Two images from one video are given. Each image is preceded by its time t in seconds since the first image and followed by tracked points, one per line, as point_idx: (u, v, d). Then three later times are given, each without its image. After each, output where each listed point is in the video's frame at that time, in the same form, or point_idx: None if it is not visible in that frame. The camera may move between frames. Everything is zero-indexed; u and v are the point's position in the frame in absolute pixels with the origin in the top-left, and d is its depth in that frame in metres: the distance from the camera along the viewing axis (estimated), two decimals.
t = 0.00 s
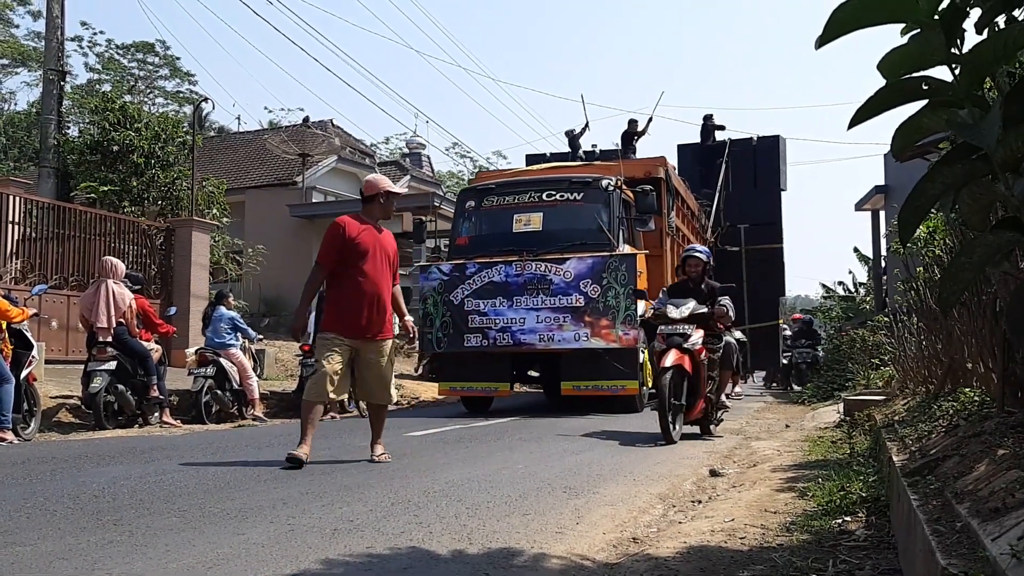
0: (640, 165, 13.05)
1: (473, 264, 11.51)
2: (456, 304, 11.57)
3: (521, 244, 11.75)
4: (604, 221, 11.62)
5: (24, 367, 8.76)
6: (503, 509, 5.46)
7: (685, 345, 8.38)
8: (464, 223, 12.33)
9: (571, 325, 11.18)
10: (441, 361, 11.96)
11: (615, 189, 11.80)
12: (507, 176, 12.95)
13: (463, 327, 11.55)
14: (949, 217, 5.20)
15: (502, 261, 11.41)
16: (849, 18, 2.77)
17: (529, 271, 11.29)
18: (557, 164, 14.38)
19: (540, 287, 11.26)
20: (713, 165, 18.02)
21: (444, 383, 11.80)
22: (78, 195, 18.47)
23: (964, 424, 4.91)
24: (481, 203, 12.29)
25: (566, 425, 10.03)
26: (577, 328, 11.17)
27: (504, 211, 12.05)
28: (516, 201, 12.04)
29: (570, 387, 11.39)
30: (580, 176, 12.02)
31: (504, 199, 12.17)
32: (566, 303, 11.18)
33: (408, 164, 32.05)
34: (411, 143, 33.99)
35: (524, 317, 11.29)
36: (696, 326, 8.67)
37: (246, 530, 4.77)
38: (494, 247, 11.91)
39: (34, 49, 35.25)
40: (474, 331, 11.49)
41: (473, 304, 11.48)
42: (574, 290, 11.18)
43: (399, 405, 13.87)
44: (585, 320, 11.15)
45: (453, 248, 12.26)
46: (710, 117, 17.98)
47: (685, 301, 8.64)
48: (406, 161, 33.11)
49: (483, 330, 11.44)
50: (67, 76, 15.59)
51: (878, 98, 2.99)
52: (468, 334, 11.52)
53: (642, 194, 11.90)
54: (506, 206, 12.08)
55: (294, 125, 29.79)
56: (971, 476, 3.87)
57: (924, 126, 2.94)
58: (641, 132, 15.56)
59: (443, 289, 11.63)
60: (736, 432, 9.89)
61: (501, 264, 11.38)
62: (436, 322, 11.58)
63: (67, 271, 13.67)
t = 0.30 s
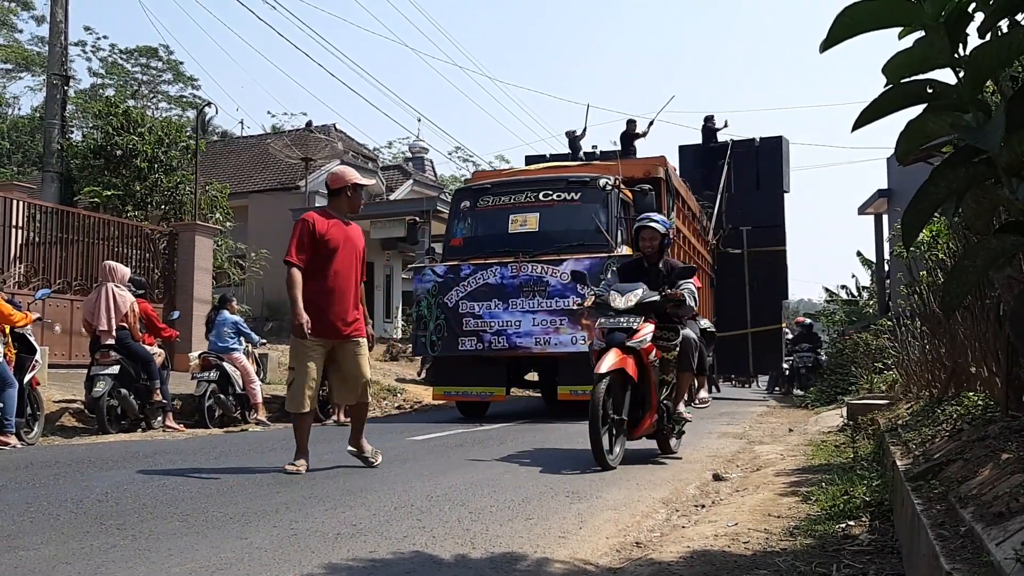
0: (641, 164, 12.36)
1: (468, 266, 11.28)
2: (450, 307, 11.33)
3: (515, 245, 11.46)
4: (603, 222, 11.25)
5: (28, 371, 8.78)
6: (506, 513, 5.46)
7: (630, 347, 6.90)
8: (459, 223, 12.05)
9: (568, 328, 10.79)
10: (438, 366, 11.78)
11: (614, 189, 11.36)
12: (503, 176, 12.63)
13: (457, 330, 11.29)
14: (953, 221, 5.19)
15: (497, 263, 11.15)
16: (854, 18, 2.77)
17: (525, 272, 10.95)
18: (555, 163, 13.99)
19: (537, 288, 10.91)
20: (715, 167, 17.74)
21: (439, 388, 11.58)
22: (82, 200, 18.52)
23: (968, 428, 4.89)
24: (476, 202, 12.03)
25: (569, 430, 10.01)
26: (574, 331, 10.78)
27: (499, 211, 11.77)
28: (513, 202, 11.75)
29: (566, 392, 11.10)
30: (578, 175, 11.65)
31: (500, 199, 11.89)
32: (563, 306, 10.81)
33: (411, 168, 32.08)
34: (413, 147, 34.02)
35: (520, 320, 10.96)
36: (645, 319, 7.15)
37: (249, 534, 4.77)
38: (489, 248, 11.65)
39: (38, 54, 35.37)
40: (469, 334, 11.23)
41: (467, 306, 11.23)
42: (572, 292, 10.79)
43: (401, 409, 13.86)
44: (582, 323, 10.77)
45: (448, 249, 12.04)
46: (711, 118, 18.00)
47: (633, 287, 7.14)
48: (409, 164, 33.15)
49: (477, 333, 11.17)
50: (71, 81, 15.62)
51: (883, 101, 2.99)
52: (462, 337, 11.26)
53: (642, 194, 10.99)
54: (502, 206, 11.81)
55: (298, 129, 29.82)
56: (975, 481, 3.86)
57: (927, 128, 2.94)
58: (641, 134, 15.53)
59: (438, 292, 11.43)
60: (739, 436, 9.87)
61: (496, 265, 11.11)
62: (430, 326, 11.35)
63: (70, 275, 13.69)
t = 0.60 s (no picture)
0: (638, 163, 11.97)
1: (461, 267, 11.25)
2: (445, 309, 11.32)
3: (511, 245, 11.23)
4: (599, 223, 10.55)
5: (29, 376, 8.78)
6: (509, 517, 5.46)
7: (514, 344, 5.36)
8: (453, 224, 11.88)
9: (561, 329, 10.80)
10: (432, 368, 11.62)
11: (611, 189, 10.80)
12: (498, 176, 12.27)
13: (451, 332, 11.28)
14: (954, 227, 5.21)
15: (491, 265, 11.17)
16: (856, 23, 2.77)
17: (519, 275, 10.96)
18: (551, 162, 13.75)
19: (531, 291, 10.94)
20: (715, 167, 17.53)
21: (432, 393, 11.55)
22: (84, 204, 18.54)
23: (971, 432, 4.89)
24: (470, 203, 11.86)
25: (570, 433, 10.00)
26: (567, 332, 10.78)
27: (494, 211, 11.60)
28: (507, 202, 11.56)
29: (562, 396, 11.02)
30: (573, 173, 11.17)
31: (494, 199, 11.71)
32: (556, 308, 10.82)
33: (413, 172, 32.11)
34: (415, 151, 34.03)
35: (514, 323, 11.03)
36: (548, 303, 5.69)
37: (249, 538, 4.78)
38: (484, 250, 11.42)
39: (42, 58, 35.52)
40: (463, 336, 11.22)
41: (461, 308, 11.23)
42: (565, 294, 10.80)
43: (404, 413, 13.86)
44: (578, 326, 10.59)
45: (441, 250, 11.90)
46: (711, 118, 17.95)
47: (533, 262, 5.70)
48: (411, 169, 33.17)
49: (471, 336, 11.15)
50: (73, 85, 15.64)
51: (883, 106, 3.00)
52: (456, 340, 11.26)
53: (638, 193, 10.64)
54: (496, 205, 11.65)
55: (299, 133, 29.85)
56: (978, 485, 3.86)
57: (927, 132, 2.94)
58: (640, 134, 15.52)
59: (431, 294, 11.39)
60: (742, 440, 9.87)
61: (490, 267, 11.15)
62: (423, 328, 11.34)
63: (72, 279, 13.71)
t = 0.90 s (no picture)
0: (637, 162, 11.88)
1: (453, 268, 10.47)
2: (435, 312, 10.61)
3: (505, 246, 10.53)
4: (596, 222, 10.48)
5: (31, 379, 8.78)
6: (510, 520, 5.46)
7: (228, 324, 3.29)
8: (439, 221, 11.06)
9: (560, 333, 10.20)
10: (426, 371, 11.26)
11: (607, 186, 10.62)
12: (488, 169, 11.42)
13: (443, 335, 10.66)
14: (955, 229, 5.22)
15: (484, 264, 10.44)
16: (854, 27, 2.78)
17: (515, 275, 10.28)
18: (552, 159, 13.66)
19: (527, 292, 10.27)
20: (715, 167, 17.48)
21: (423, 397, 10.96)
22: (85, 206, 18.54)
23: (972, 435, 4.89)
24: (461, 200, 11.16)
25: (571, 437, 9.99)
26: (566, 335, 10.20)
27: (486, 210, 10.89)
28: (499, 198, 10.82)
29: (559, 400, 10.52)
30: (570, 171, 10.74)
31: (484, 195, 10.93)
32: (554, 309, 10.20)
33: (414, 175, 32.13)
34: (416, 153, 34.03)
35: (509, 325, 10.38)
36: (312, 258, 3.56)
37: (250, 540, 4.79)
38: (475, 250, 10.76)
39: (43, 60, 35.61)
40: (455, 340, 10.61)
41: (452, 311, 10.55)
42: (563, 295, 10.19)
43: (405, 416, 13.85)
44: (575, 327, 10.18)
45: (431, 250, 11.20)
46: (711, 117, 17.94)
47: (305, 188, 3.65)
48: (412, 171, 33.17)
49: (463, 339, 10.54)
50: (74, 88, 15.66)
51: (882, 109, 3.00)
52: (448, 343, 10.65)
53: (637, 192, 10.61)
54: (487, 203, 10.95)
55: (300, 136, 29.87)
56: (979, 488, 3.86)
57: (926, 135, 2.95)
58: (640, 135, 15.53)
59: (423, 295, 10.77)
60: (743, 443, 9.86)
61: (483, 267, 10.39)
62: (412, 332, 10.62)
63: (73, 282, 13.72)
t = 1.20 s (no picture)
0: (635, 159, 11.94)
1: (449, 266, 10.49)
2: (430, 311, 10.54)
3: (500, 243, 10.66)
4: (593, 220, 10.54)
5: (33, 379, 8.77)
6: (511, 522, 5.45)
7: None
8: (440, 221, 11.18)
9: (554, 333, 10.16)
10: (417, 371, 11.01)
11: (604, 183, 10.70)
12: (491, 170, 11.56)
13: (436, 334, 10.53)
14: (958, 229, 5.22)
15: (479, 262, 10.40)
16: (861, 23, 2.76)
17: (509, 274, 10.27)
18: (552, 158, 13.64)
19: (523, 290, 10.23)
20: (716, 165, 17.61)
21: (418, 399, 10.89)
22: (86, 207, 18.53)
23: (974, 436, 4.87)
24: (458, 198, 11.18)
25: (571, 438, 9.96)
26: (561, 335, 10.14)
27: (483, 207, 10.94)
28: (497, 197, 10.93)
29: (554, 402, 10.41)
30: (566, 169, 10.90)
31: (483, 194, 11.04)
32: (549, 308, 10.17)
33: (415, 176, 32.14)
34: (418, 154, 34.06)
35: (503, 325, 10.28)
36: None
37: (250, 542, 4.76)
38: (472, 247, 10.80)
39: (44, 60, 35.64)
40: (449, 339, 10.49)
41: (447, 309, 10.47)
42: (558, 294, 10.15)
43: (406, 417, 13.83)
44: (570, 328, 10.12)
45: (427, 248, 11.14)
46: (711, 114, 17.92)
47: None
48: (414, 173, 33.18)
49: (457, 338, 10.44)
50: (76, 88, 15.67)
51: (887, 109, 2.98)
52: (441, 343, 10.51)
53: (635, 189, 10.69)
54: (483, 201, 11.00)
55: (302, 137, 29.89)
56: (980, 490, 3.84)
57: (930, 136, 2.93)
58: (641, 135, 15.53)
59: (416, 293, 10.61)
60: (744, 445, 9.84)
61: (479, 265, 10.35)
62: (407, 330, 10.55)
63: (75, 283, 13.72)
